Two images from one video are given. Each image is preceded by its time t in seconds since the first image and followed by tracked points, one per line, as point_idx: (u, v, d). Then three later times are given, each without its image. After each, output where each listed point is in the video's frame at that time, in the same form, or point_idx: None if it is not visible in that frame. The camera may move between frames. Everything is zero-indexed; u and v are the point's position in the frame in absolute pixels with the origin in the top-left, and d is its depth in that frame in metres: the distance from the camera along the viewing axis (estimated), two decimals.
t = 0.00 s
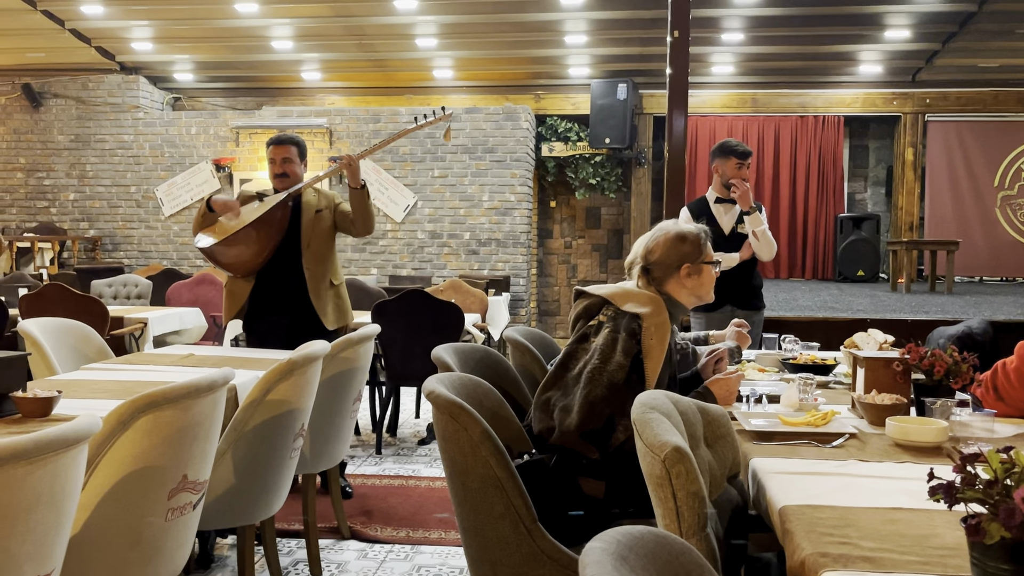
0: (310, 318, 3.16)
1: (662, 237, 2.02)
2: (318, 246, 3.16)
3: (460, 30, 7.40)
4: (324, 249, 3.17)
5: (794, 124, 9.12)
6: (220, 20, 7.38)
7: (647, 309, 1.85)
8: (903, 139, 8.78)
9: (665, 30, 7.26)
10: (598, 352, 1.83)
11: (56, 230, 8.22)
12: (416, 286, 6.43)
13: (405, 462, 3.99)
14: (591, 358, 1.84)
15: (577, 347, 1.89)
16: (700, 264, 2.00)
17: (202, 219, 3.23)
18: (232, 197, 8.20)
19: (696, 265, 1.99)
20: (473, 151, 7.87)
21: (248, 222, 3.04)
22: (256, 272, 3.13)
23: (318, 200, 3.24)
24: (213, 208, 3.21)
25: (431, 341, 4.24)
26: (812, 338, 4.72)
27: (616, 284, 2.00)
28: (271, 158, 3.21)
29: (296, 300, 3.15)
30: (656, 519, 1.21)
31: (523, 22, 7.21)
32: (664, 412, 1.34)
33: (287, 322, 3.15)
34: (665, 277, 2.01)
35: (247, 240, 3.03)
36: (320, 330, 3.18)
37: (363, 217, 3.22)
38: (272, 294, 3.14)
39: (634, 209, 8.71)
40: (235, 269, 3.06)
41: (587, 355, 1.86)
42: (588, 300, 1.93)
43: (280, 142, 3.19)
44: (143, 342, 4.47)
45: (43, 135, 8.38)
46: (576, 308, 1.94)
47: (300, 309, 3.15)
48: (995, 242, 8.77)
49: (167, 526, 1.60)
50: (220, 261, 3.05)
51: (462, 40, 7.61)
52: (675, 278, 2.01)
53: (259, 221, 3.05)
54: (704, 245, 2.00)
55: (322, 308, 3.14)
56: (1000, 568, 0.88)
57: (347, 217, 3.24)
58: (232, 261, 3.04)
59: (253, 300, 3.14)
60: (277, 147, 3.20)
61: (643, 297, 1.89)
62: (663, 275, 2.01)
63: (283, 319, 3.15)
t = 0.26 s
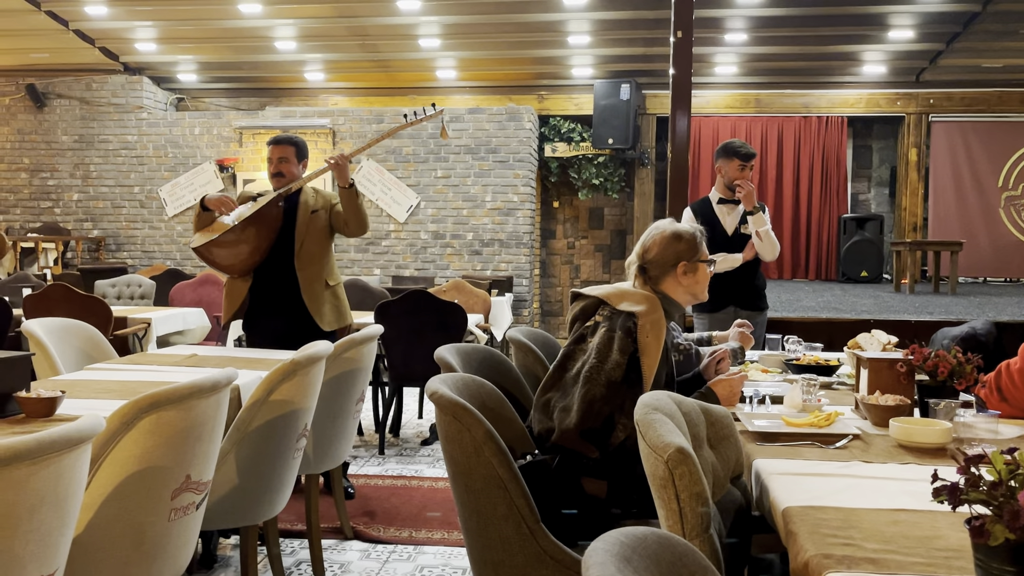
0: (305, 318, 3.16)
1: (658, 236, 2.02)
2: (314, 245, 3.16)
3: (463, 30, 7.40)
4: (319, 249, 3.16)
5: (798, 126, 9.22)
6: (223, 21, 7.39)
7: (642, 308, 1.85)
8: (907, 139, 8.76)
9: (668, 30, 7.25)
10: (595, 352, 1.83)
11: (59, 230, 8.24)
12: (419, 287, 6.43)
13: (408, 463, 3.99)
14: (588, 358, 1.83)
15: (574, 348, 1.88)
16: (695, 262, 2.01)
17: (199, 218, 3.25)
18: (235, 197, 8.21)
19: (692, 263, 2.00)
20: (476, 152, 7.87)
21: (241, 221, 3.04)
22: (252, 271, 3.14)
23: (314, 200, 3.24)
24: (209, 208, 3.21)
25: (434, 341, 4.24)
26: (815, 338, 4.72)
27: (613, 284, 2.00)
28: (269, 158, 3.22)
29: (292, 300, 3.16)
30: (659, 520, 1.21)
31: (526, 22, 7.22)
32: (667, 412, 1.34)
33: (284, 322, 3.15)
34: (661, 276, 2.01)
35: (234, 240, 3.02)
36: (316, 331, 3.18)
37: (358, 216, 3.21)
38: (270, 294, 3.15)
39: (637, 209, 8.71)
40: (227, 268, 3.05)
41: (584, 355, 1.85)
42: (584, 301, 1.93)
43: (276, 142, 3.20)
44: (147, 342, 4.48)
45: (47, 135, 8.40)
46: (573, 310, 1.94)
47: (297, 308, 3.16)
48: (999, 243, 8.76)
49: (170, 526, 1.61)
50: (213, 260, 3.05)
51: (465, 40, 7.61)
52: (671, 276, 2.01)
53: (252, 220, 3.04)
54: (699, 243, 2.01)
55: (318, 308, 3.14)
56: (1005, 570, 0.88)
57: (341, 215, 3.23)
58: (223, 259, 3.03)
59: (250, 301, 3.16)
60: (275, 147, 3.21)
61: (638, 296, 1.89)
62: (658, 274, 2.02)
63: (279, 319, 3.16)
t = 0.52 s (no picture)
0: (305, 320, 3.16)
1: (654, 235, 2.02)
2: (313, 246, 3.16)
3: (467, 30, 7.40)
4: (319, 250, 3.16)
5: (802, 126, 9.20)
6: (226, 21, 7.39)
7: (640, 305, 1.84)
8: (911, 139, 8.74)
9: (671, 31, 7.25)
10: (594, 351, 1.83)
11: (63, 229, 8.26)
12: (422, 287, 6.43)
13: (411, 463, 3.99)
14: (587, 357, 1.83)
15: (574, 348, 1.88)
16: (693, 260, 2.00)
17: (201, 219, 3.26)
18: (239, 197, 8.22)
19: (689, 261, 2.00)
20: (480, 152, 7.87)
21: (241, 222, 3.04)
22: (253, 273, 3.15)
23: (315, 200, 3.24)
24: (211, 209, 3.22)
25: (437, 341, 4.24)
26: (819, 339, 4.71)
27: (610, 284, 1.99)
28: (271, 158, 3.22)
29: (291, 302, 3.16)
30: (663, 520, 1.21)
31: (530, 23, 7.21)
32: (671, 413, 1.34)
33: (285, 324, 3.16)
34: (659, 274, 2.01)
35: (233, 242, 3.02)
36: (316, 332, 3.17)
37: (357, 217, 3.19)
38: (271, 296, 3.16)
39: (641, 210, 8.71)
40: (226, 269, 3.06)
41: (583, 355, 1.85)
42: (582, 301, 1.92)
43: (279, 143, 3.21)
44: (150, 342, 4.49)
45: (51, 135, 8.42)
46: (571, 310, 1.94)
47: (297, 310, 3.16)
48: (1003, 243, 8.73)
49: (174, 525, 1.61)
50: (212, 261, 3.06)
51: (468, 41, 7.61)
52: (669, 274, 2.01)
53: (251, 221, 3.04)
54: (696, 241, 2.00)
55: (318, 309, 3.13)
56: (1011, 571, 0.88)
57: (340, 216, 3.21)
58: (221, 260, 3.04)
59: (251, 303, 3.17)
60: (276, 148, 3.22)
61: (636, 294, 1.87)
62: (656, 272, 2.02)
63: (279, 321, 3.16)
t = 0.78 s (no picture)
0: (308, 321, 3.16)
1: (652, 233, 2.02)
2: (317, 246, 3.15)
3: (471, 30, 7.40)
4: (323, 250, 3.15)
5: (806, 126, 9.19)
6: (231, 21, 7.40)
7: (639, 305, 1.84)
8: (916, 139, 8.71)
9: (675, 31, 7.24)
10: (594, 351, 1.82)
11: (68, 229, 8.27)
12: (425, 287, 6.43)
13: (415, 463, 3.99)
14: (587, 357, 1.83)
15: (574, 349, 1.88)
16: (691, 258, 2.01)
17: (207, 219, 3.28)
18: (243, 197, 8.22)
19: (686, 259, 2.00)
20: (484, 152, 7.87)
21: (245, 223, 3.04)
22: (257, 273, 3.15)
23: (320, 200, 3.23)
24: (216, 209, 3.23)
25: (441, 341, 4.24)
26: (824, 339, 4.69)
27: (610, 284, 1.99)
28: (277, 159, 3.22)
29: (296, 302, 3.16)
30: (668, 521, 1.20)
31: (534, 23, 7.21)
32: (676, 413, 1.33)
33: (289, 325, 3.16)
34: (657, 273, 2.02)
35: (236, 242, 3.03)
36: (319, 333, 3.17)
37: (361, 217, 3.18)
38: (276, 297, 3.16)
39: (645, 209, 8.70)
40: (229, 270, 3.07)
41: (583, 356, 1.85)
42: (582, 302, 1.92)
43: (284, 142, 3.21)
44: (155, 342, 4.49)
45: (56, 135, 8.43)
46: (571, 312, 1.94)
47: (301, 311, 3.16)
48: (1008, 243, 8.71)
49: (178, 525, 1.61)
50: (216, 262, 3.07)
51: (472, 41, 7.61)
52: (667, 273, 2.02)
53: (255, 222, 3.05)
54: (694, 239, 2.01)
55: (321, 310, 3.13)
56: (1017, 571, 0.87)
57: (344, 216, 3.20)
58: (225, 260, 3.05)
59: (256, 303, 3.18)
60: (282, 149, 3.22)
61: (634, 293, 1.88)
62: (654, 271, 2.03)
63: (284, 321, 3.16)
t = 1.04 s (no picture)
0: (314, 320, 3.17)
1: (652, 233, 2.02)
2: (324, 246, 3.16)
3: (475, 30, 7.40)
4: (330, 250, 3.16)
5: (810, 126, 9.19)
6: (235, 21, 7.42)
7: (639, 305, 1.84)
8: (920, 139, 8.69)
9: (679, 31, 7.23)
10: (595, 352, 1.82)
11: (72, 229, 8.29)
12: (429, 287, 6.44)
13: (418, 462, 3.99)
14: (588, 359, 1.83)
15: (575, 351, 1.88)
16: (691, 258, 2.00)
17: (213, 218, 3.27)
18: (247, 197, 8.23)
19: (687, 259, 2.00)
20: (488, 152, 7.87)
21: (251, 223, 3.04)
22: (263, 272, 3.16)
23: (326, 200, 3.23)
24: (222, 208, 3.23)
25: (445, 341, 4.24)
26: (828, 340, 4.69)
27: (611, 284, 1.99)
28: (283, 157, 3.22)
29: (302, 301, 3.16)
30: (671, 522, 1.20)
31: (538, 23, 7.21)
32: (679, 414, 1.33)
33: (295, 325, 3.16)
34: (657, 273, 2.02)
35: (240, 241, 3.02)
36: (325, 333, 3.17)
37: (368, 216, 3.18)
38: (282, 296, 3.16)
39: (648, 210, 8.70)
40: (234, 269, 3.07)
41: (585, 357, 1.85)
42: (583, 303, 1.92)
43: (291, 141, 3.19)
44: (159, 341, 4.50)
45: (61, 135, 8.45)
46: (572, 313, 1.94)
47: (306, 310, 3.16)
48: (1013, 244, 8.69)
49: (182, 524, 1.61)
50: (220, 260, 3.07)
51: (475, 40, 7.61)
52: (668, 273, 2.02)
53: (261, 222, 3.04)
54: (694, 239, 2.00)
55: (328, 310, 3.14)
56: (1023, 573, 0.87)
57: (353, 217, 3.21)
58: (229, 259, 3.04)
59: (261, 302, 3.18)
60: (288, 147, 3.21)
61: (634, 294, 1.88)
62: (655, 271, 2.03)
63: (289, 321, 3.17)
